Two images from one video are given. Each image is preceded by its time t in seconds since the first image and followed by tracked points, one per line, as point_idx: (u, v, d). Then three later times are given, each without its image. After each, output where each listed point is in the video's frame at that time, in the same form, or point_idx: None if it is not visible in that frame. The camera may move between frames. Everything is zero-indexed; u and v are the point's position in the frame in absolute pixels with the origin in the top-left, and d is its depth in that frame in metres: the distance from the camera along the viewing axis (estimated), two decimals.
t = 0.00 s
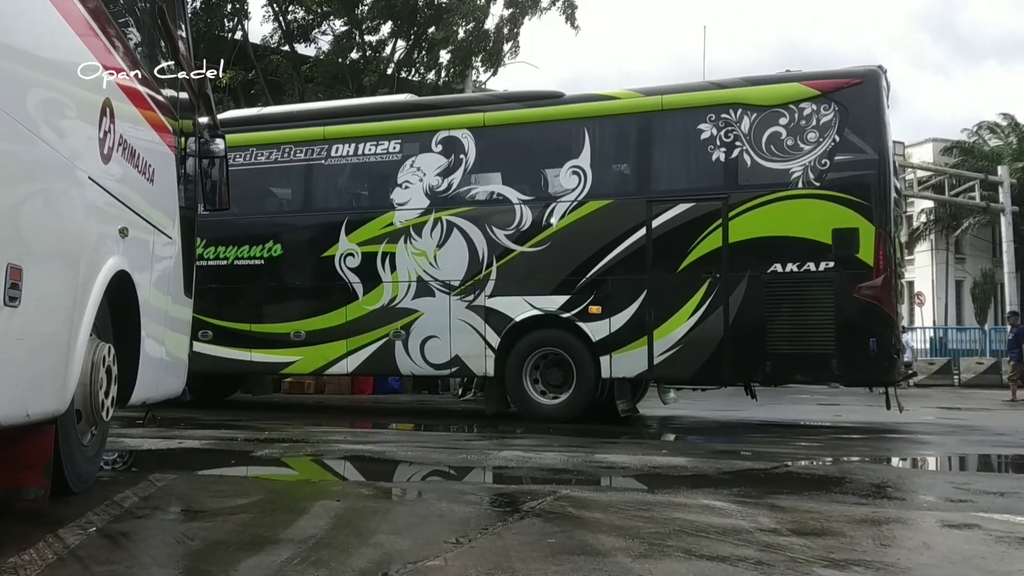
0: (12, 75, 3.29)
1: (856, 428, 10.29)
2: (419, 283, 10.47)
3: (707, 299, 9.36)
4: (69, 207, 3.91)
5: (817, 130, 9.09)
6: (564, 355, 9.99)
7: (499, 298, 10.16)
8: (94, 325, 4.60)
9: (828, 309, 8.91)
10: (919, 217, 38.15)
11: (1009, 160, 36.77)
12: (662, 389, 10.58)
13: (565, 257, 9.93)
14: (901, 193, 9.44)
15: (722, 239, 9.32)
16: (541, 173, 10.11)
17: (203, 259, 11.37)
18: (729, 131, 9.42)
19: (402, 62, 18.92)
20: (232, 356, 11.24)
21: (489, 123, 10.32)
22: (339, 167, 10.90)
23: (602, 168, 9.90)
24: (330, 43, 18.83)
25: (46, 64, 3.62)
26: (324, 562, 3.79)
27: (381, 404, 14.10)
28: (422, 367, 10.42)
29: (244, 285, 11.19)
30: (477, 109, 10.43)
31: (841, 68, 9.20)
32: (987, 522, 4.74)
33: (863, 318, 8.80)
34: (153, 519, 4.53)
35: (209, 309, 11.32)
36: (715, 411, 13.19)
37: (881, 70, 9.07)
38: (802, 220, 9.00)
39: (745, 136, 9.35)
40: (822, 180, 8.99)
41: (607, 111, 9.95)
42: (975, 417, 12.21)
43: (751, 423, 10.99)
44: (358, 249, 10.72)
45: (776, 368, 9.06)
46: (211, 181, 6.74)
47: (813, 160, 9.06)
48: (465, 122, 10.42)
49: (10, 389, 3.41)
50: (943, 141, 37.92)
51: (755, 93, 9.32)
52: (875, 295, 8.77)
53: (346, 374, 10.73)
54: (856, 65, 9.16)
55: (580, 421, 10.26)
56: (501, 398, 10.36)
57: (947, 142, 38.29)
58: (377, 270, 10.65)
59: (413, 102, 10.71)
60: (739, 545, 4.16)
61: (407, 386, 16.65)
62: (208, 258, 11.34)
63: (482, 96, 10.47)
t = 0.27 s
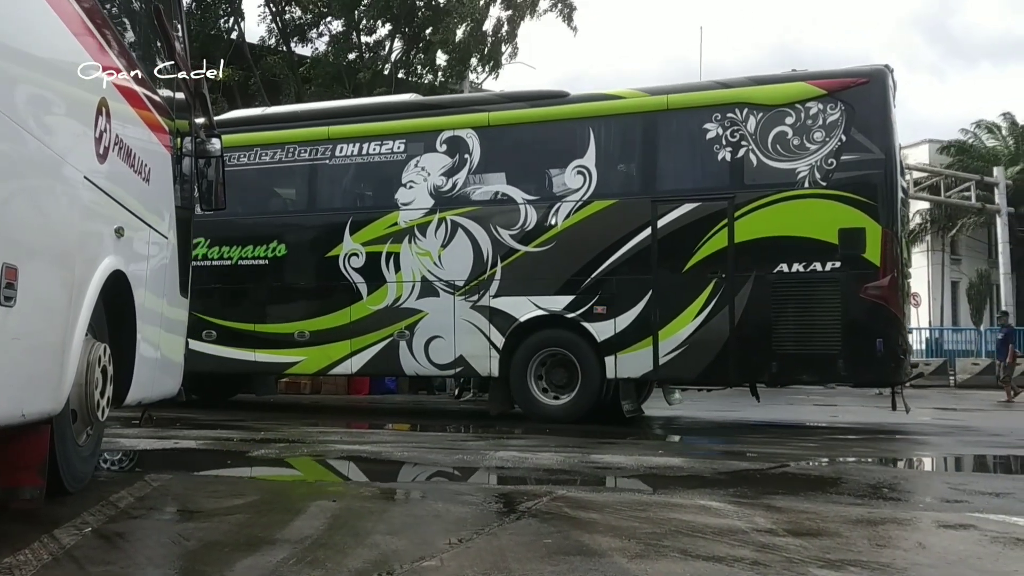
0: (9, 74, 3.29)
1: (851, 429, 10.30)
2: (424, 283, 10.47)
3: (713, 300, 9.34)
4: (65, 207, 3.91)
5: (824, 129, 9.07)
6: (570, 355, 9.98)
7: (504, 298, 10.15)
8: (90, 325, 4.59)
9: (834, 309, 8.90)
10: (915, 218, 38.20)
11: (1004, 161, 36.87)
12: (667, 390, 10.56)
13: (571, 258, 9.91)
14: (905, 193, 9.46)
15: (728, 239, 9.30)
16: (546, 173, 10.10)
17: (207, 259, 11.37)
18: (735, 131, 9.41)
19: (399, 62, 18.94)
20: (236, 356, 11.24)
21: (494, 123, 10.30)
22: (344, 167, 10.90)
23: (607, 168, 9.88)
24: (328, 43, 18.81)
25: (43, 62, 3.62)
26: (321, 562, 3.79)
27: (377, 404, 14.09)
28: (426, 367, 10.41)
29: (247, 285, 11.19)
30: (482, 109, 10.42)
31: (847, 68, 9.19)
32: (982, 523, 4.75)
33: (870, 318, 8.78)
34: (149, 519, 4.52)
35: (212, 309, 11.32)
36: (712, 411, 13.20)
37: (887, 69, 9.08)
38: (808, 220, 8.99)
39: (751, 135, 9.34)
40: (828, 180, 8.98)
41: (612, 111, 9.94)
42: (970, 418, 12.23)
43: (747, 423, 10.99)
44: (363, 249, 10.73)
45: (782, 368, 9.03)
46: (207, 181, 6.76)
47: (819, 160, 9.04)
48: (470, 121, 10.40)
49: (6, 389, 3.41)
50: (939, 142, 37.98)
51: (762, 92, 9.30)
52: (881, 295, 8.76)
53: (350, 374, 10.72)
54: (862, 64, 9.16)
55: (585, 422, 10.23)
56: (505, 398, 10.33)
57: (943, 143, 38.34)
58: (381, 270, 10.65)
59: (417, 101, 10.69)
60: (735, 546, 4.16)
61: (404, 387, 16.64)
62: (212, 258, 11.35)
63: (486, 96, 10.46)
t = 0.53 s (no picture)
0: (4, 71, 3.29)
1: (848, 428, 10.31)
2: (427, 282, 10.47)
3: (716, 299, 9.32)
4: (62, 204, 3.90)
5: (828, 128, 9.03)
6: (573, 355, 9.98)
7: (507, 297, 10.14)
8: (87, 324, 4.59)
9: (838, 308, 8.87)
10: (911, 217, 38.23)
11: (1001, 161, 36.96)
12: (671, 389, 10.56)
13: (573, 257, 9.89)
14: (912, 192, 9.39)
15: (732, 239, 9.27)
16: (548, 172, 10.08)
17: (210, 258, 11.37)
18: (739, 129, 9.38)
19: (397, 61, 18.96)
20: (239, 356, 11.25)
21: (497, 122, 10.28)
22: (347, 166, 10.89)
23: (610, 167, 9.86)
24: (326, 42, 18.80)
25: (40, 61, 3.62)
26: (318, 562, 3.79)
27: (374, 403, 14.08)
28: (429, 367, 10.43)
29: (250, 284, 11.19)
30: (484, 108, 10.40)
31: (852, 67, 9.15)
32: (979, 522, 4.75)
33: (874, 318, 8.75)
34: (146, 518, 4.52)
35: (215, 309, 11.33)
36: (709, 411, 13.20)
37: (892, 68, 9.03)
38: (812, 219, 8.96)
39: (755, 134, 9.30)
40: (833, 178, 8.94)
41: (616, 109, 9.90)
42: (967, 417, 12.24)
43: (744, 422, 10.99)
44: (366, 249, 10.73)
45: (786, 368, 9.02)
46: (203, 180, 6.76)
47: (824, 158, 9.00)
48: (472, 120, 10.38)
49: (2, 387, 3.41)
50: (936, 142, 38.02)
51: (766, 91, 9.27)
52: (886, 294, 8.72)
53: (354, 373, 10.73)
54: (867, 63, 9.12)
55: (590, 421, 10.23)
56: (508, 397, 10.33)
57: (940, 143, 38.38)
58: (385, 270, 10.65)
59: (420, 100, 10.66)
60: (732, 545, 4.16)
61: (401, 386, 16.63)
62: (215, 257, 11.35)
63: (488, 95, 10.43)
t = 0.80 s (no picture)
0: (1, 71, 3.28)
1: (845, 427, 10.32)
2: (430, 282, 10.47)
3: (720, 298, 9.32)
4: (59, 204, 3.90)
5: (833, 127, 9.02)
6: (577, 355, 9.97)
7: (510, 296, 10.14)
8: (85, 323, 4.59)
9: (843, 307, 8.87)
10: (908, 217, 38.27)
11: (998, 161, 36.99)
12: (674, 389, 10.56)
13: (577, 256, 9.89)
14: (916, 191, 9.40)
15: (736, 237, 9.28)
16: (552, 171, 10.08)
17: (213, 258, 11.39)
18: (743, 128, 9.37)
19: (396, 61, 19.03)
20: (242, 355, 11.25)
21: (500, 121, 10.27)
22: (350, 165, 10.89)
23: (614, 166, 9.85)
24: (324, 41, 18.80)
25: (37, 60, 3.61)
26: (316, 561, 3.79)
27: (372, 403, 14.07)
28: (432, 366, 10.41)
29: (253, 284, 11.21)
30: (487, 107, 10.40)
31: (855, 65, 9.15)
32: (976, 521, 4.76)
33: (879, 317, 8.74)
34: (144, 518, 4.52)
35: (218, 309, 11.34)
36: (708, 410, 13.21)
37: (897, 66, 9.03)
38: (817, 218, 8.96)
39: (759, 133, 9.29)
40: (837, 177, 8.94)
41: (619, 108, 9.89)
42: (964, 417, 12.25)
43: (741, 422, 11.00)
44: (369, 248, 10.73)
45: (791, 367, 9.01)
46: (201, 179, 6.76)
47: (828, 157, 9.00)
48: (476, 119, 10.38)
49: None
50: (933, 142, 38.07)
51: (771, 89, 9.25)
52: (891, 293, 8.72)
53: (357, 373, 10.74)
54: (870, 61, 9.11)
55: (593, 421, 10.20)
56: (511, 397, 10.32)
57: (937, 143, 38.43)
58: (388, 269, 10.65)
59: (424, 99, 10.66)
60: (730, 544, 4.17)
61: (399, 386, 16.62)
62: (218, 256, 11.36)
63: (491, 94, 10.43)
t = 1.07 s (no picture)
0: None
1: (844, 427, 10.31)
2: (434, 281, 10.48)
3: (725, 297, 9.29)
4: (58, 205, 3.88)
5: (838, 125, 8.97)
6: (581, 354, 9.97)
7: (514, 296, 10.14)
8: (83, 323, 4.58)
9: (848, 306, 8.84)
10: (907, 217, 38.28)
11: (996, 160, 37.05)
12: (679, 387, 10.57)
13: (581, 256, 9.89)
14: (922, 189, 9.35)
15: (741, 237, 9.25)
16: (556, 170, 10.07)
17: (217, 257, 11.40)
18: (748, 127, 9.33)
19: (396, 61, 19.04)
20: (247, 355, 11.28)
21: (504, 120, 10.26)
22: (354, 164, 10.89)
23: (618, 165, 9.84)
24: (324, 41, 18.81)
25: (33, 59, 3.59)
26: (314, 561, 3.78)
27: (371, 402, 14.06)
28: (436, 365, 10.43)
29: (257, 284, 11.23)
30: (490, 106, 10.38)
31: (860, 64, 9.11)
32: (975, 520, 4.76)
33: (885, 316, 8.72)
34: (142, 518, 4.51)
35: (222, 309, 11.36)
36: (707, 410, 13.21)
37: (902, 65, 9.00)
38: (821, 218, 8.93)
39: (764, 131, 9.26)
40: (843, 176, 8.90)
41: (623, 106, 9.86)
42: (962, 416, 12.26)
43: (740, 421, 11.00)
44: (373, 248, 10.73)
45: (795, 367, 8.98)
46: (200, 178, 6.76)
47: (834, 156, 8.96)
48: (479, 118, 10.36)
49: None
50: (931, 141, 38.09)
51: (776, 88, 9.21)
52: (896, 292, 8.69)
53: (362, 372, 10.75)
54: (876, 60, 9.07)
55: (599, 420, 10.20)
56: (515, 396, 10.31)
57: (936, 143, 38.44)
58: (391, 269, 10.65)
59: (427, 99, 10.66)
60: (729, 543, 4.17)
61: (398, 386, 16.61)
62: (222, 255, 11.38)
63: (494, 93, 10.41)
